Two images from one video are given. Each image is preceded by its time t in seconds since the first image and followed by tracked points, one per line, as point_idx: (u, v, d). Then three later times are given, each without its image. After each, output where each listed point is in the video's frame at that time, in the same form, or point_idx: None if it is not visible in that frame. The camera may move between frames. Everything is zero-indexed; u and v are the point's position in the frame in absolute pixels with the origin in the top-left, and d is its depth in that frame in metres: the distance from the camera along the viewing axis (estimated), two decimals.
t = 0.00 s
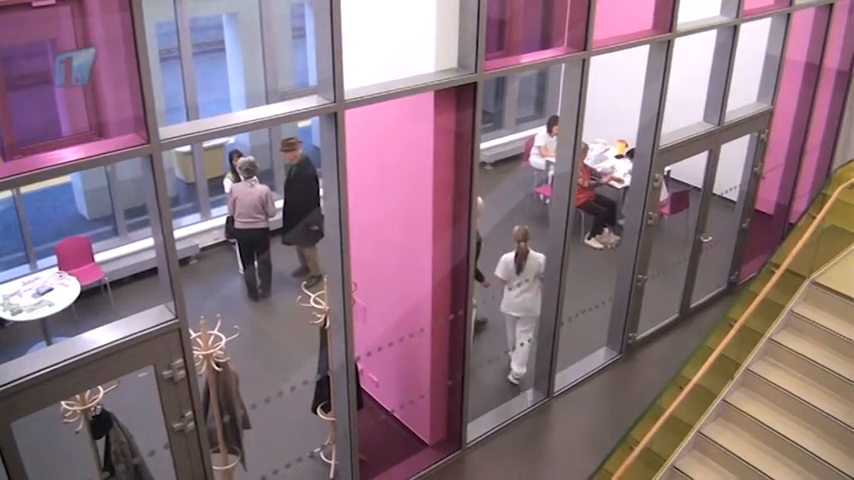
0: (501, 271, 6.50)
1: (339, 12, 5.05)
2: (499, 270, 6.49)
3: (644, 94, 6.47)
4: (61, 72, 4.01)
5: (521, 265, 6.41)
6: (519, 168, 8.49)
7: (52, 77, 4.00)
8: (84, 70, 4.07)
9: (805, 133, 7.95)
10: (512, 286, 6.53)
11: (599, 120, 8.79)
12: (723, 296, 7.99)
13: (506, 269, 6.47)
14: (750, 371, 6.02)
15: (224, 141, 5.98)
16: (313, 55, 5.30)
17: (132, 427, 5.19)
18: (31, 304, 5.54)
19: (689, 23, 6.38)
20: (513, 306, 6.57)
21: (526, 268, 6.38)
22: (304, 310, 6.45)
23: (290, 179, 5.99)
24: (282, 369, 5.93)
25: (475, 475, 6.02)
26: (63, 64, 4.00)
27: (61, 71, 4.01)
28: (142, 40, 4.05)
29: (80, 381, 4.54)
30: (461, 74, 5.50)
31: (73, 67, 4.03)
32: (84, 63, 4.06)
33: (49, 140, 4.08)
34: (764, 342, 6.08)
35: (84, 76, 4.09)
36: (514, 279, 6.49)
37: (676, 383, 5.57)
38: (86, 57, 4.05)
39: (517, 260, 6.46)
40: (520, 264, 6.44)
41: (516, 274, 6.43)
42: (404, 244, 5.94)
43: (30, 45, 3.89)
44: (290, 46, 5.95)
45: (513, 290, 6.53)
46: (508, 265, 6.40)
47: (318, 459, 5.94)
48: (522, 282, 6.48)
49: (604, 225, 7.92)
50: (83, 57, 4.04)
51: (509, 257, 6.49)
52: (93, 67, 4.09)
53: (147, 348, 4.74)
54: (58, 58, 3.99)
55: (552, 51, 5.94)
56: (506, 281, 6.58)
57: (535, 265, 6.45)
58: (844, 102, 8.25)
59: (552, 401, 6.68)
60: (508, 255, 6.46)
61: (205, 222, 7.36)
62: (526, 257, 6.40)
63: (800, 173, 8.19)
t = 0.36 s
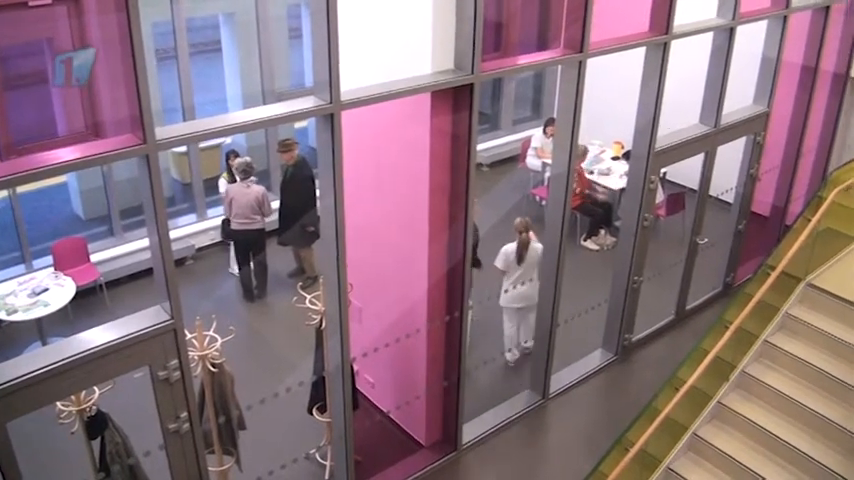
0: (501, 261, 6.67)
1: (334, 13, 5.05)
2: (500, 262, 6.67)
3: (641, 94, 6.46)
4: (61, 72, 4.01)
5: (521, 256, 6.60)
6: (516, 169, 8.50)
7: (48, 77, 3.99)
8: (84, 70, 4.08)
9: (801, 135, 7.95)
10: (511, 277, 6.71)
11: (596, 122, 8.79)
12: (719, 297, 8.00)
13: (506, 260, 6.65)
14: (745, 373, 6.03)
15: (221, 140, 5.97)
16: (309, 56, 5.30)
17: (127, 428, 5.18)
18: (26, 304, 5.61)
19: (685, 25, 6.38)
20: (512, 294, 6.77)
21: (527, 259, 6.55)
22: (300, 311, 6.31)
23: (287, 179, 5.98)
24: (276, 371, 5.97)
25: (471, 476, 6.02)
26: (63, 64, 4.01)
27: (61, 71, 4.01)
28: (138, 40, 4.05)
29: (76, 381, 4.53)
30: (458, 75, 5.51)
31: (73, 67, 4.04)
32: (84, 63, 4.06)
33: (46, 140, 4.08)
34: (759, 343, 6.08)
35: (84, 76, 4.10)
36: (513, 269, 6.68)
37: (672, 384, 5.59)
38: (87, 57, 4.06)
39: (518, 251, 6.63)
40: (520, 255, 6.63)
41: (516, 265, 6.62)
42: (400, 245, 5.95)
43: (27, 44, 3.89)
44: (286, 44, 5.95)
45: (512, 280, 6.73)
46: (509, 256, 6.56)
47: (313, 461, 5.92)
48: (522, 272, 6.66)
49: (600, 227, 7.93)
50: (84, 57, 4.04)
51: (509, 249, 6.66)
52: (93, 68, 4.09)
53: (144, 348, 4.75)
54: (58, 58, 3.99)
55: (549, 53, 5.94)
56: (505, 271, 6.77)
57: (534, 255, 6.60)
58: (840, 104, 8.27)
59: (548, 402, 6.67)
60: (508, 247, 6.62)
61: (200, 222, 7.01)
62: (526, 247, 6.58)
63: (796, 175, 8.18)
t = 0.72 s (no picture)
0: (506, 257, 6.67)
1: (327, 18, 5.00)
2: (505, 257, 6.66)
3: (637, 99, 6.40)
4: (62, 72, 3.96)
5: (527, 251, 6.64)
6: (511, 175, 8.44)
7: (35, 81, 3.91)
8: (85, 71, 4.02)
9: (800, 141, 7.90)
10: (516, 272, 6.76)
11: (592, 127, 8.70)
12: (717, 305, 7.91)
13: (511, 256, 6.66)
14: (743, 382, 5.93)
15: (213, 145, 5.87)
16: (301, 61, 5.25)
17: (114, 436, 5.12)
18: (13, 311, 5.47)
19: (683, 30, 6.31)
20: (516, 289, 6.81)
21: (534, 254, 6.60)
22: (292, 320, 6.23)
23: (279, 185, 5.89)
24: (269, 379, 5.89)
25: None
26: (64, 64, 3.96)
27: (62, 71, 3.96)
28: (128, 43, 3.98)
29: (63, 391, 4.44)
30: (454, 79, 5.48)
31: (73, 68, 3.99)
32: (85, 64, 4.01)
33: (33, 144, 3.99)
34: (757, 352, 5.97)
35: (86, 77, 4.04)
36: (519, 264, 6.71)
37: (668, 394, 5.54)
38: (86, 58, 4.00)
39: (524, 247, 6.64)
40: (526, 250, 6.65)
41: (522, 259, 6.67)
42: (393, 252, 5.86)
43: (13, 47, 3.81)
44: (279, 45, 5.88)
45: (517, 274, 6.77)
46: (516, 252, 6.57)
47: (303, 472, 5.80)
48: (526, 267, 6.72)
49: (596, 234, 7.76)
50: (84, 57, 3.99)
51: (514, 244, 6.65)
52: (94, 69, 4.03)
53: (132, 357, 4.65)
54: (59, 58, 3.94)
55: (544, 58, 5.90)
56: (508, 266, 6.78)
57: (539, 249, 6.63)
58: (840, 110, 8.22)
59: (543, 411, 6.57)
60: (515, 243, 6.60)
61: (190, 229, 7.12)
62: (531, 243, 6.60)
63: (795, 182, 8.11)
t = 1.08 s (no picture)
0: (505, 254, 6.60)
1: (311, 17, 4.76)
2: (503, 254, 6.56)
3: (636, 101, 6.16)
4: (61, 72, 3.72)
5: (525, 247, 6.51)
6: (504, 181, 8.20)
7: None
8: (85, 71, 3.76)
9: (809, 142, 7.64)
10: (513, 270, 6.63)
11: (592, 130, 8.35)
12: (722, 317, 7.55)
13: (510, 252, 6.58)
14: (748, 396, 5.66)
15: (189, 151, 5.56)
16: (285, 63, 5.04)
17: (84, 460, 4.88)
18: None
19: (683, 29, 6.06)
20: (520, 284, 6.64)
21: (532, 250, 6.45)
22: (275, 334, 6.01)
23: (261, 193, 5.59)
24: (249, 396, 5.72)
25: None
26: (63, 64, 3.71)
27: (62, 71, 3.73)
28: (100, 42, 3.70)
29: (29, 412, 4.14)
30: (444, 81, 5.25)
31: (73, 67, 3.74)
32: (85, 64, 3.75)
33: None
34: (764, 366, 5.67)
35: (86, 77, 3.79)
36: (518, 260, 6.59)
37: (670, 409, 5.36)
38: (86, 58, 3.73)
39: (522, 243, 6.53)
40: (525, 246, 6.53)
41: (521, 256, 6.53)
42: (383, 261, 5.58)
43: None
44: (259, 44, 5.61)
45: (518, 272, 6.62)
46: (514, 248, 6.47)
47: None
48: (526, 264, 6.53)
49: (593, 242, 7.53)
50: (84, 57, 3.72)
51: (513, 241, 6.59)
52: (94, 70, 3.76)
53: (104, 376, 4.34)
54: (59, 57, 3.70)
55: (538, 59, 5.65)
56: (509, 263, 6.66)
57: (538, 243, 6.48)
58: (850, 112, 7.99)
59: (539, 429, 6.22)
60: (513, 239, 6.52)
61: (166, 239, 6.39)
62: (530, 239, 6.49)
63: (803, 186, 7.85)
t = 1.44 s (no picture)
0: (495, 247, 6.29)
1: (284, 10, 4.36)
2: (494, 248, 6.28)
3: (636, 99, 5.73)
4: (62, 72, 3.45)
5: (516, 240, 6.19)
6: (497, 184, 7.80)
7: None
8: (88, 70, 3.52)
9: (825, 138, 7.17)
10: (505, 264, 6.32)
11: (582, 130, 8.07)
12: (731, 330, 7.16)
13: (500, 245, 6.27)
14: (763, 414, 5.24)
15: (155, 156, 5.12)
16: (259, 60, 4.65)
17: None
18: None
19: (684, 22, 5.66)
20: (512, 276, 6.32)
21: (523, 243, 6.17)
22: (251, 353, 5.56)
23: (234, 201, 5.16)
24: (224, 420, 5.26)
25: None
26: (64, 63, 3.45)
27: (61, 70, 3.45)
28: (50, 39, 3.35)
29: None
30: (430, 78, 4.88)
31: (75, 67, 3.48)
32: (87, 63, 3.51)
33: None
34: (779, 381, 5.27)
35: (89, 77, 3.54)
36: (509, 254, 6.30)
37: (677, 429, 5.04)
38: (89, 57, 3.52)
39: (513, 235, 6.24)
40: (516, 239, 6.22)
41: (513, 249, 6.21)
42: (366, 272, 5.17)
43: None
44: (233, 45, 5.18)
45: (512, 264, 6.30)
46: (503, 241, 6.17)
47: None
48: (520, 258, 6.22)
49: (593, 250, 7.02)
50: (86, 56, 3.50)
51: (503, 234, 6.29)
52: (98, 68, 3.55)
53: (63, 401, 3.93)
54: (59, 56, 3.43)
55: (531, 54, 5.25)
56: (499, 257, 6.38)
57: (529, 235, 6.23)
58: None
59: (537, 452, 5.83)
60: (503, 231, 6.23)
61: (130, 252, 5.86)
62: (522, 230, 6.17)
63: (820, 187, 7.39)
